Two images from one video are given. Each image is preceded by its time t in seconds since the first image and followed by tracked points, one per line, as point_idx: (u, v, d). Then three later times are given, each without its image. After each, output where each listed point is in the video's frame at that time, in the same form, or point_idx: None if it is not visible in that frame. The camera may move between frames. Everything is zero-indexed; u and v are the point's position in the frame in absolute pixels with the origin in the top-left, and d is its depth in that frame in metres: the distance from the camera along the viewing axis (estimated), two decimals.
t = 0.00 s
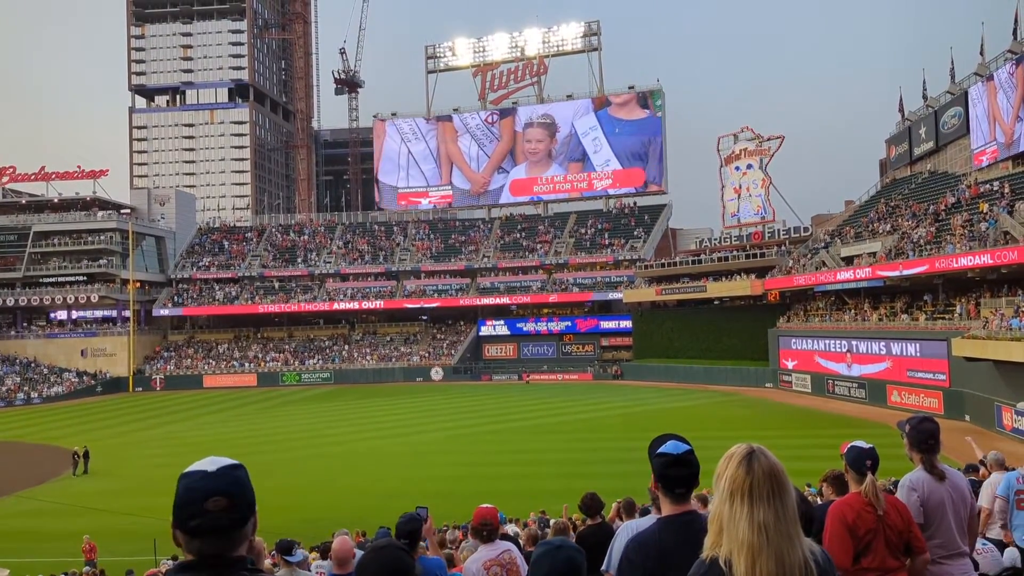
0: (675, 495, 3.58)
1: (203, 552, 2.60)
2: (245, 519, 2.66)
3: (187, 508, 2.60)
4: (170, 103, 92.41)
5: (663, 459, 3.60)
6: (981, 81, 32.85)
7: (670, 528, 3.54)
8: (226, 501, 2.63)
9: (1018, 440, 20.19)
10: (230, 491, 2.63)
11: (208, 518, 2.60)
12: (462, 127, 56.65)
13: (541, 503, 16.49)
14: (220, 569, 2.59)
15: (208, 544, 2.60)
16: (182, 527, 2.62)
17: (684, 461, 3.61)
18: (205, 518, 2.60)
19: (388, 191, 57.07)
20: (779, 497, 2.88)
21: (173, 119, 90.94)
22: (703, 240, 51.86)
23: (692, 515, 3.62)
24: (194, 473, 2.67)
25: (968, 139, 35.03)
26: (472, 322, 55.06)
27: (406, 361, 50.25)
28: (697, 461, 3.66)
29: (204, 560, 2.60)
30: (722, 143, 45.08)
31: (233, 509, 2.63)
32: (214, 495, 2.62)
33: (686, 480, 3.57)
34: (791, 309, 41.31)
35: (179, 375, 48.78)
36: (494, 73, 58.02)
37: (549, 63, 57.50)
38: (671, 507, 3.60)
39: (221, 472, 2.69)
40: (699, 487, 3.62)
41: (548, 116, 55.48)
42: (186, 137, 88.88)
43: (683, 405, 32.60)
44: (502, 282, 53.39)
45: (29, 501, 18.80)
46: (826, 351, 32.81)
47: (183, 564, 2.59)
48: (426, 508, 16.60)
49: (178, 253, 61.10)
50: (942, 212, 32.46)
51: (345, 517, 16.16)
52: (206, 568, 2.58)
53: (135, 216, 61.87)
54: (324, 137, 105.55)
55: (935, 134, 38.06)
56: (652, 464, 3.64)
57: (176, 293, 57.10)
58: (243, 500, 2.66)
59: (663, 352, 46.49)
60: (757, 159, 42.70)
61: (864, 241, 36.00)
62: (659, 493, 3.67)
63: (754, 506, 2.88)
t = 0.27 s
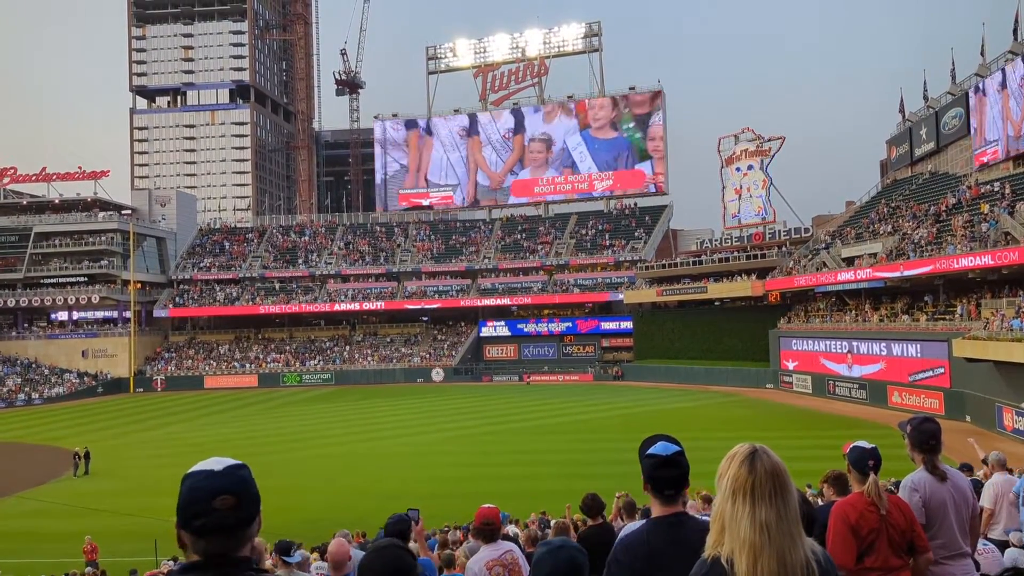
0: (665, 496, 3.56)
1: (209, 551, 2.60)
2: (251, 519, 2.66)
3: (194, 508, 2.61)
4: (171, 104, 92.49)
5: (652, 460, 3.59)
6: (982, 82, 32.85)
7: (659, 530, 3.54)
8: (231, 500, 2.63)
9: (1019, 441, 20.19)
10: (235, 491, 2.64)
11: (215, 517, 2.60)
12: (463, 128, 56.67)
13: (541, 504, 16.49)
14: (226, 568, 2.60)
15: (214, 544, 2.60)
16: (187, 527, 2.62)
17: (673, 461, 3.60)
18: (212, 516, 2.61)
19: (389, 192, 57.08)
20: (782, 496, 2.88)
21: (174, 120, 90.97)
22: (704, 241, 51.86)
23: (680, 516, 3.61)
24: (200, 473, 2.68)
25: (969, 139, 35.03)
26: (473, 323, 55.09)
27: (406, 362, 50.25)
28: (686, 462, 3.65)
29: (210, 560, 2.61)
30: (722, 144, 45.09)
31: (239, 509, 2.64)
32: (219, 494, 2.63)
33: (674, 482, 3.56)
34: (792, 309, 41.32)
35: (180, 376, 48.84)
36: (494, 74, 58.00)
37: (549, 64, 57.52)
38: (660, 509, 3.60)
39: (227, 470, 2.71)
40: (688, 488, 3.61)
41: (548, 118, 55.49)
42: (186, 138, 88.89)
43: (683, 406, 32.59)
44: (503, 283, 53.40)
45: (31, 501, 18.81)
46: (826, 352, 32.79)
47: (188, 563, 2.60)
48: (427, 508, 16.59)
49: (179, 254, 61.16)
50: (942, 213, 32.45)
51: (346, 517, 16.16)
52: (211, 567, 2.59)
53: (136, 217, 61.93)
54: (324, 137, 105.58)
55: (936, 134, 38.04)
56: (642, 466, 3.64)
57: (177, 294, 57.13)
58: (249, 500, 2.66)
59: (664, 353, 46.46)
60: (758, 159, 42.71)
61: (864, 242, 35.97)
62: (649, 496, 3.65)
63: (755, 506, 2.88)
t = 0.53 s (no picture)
0: (653, 497, 3.57)
1: (209, 550, 2.60)
2: (251, 518, 2.67)
3: (196, 503, 2.60)
4: (171, 104, 92.43)
5: (640, 460, 3.60)
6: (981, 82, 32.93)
7: (647, 530, 3.54)
8: (231, 498, 2.63)
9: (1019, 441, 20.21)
10: (238, 487, 2.65)
11: (218, 513, 2.61)
12: (462, 129, 56.68)
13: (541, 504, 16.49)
14: (226, 567, 2.60)
15: (215, 541, 2.60)
16: (188, 522, 2.62)
17: (661, 462, 3.60)
18: (214, 512, 2.61)
19: (388, 192, 57.12)
20: (783, 495, 2.88)
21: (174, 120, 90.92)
22: (704, 241, 51.87)
23: (669, 517, 3.61)
24: (204, 470, 2.68)
25: (969, 139, 35.08)
26: (473, 323, 55.12)
27: (406, 362, 50.28)
28: (674, 463, 3.66)
29: (210, 560, 2.61)
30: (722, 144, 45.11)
31: (241, 504, 2.64)
32: (218, 493, 2.63)
33: (663, 483, 3.56)
34: (792, 309, 41.38)
35: (180, 376, 48.87)
36: (494, 74, 57.99)
37: (548, 64, 57.50)
38: (649, 509, 3.60)
39: (228, 469, 2.71)
40: (677, 488, 3.61)
41: (547, 118, 55.49)
42: (186, 139, 88.84)
43: (683, 406, 32.58)
44: (502, 283, 53.40)
45: (31, 501, 18.80)
46: (826, 352, 32.81)
47: (190, 561, 2.60)
48: (428, 508, 16.59)
49: (179, 254, 61.14)
50: (942, 213, 32.46)
51: (347, 517, 16.16)
52: (212, 565, 2.59)
53: (135, 217, 61.92)
54: (324, 138, 105.60)
55: (936, 134, 38.06)
56: (630, 466, 3.64)
57: (176, 294, 57.11)
58: (249, 497, 2.67)
59: (663, 353, 46.48)
60: (757, 159, 42.74)
61: (864, 242, 36.01)
62: (639, 497, 3.65)
63: (756, 505, 2.88)
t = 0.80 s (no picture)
0: (641, 498, 3.57)
1: (206, 549, 2.61)
2: (248, 517, 2.66)
3: (192, 503, 2.60)
4: (170, 104, 92.37)
5: (628, 462, 3.60)
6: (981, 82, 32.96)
7: (637, 531, 3.54)
8: (228, 498, 2.62)
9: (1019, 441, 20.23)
10: (234, 486, 2.65)
11: (215, 513, 2.61)
12: (463, 129, 56.66)
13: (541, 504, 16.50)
14: (224, 565, 2.60)
15: (211, 540, 2.61)
16: (185, 522, 2.62)
17: (648, 463, 3.61)
18: (211, 512, 2.60)
19: (388, 192, 57.10)
20: (781, 495, 2.88)
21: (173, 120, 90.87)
22: (703, 241, 51.87)
23: (660, 518, 3.60)
24: (202, 469, 2.68)
25: (968, 139, 35.09)
26: (472, 323, 55.12)
27: (406, 362, 50.29)
28: (663, 464, 3.66)
29: (206, 560, 2.61)
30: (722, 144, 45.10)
31: (238, 504, 2.64)
32: (214, 493, 2.62)
33: (651, 484, 3.56)
34: (792, 309, 41.41)
35: (180, 376, 48.85)
36: (494, 74, 58.01)
37: (548, 64, 57.48)
38: (638, 510, 3.60)
39: (226, 469, 2.71)
40: (666, 490, 3.61)
41: (547, 118, 55.49)
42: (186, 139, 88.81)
43: (683, 406, 32.57)
44: (502, 283, 53.40)
45: (30, 501, 18.79)
46: (826, 352, 32.82)
47: (188, 560, 2.60)
48: (428, 509, 16.59)
49: (179, 254, 61.12)
50: (942, 213, 32.46)
51: (348, 517, 16.17)
52: (210, 564, 2.60)
53: (135, 217, 61.86)
54: (323, 138, 105.60)
55: (935, 134, 38.07)
56: (617, 468, 3.64)
57: (176, 294, 57.09)
58: (246, 496, 2.66)
59: (663, 353, 46.48)
60: (757, 159, 42.73)
61: (864, 242, 36.03)
62: (629, 497, 3.66)
63: (756, 505, 2.88)
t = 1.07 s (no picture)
0: (637, 500, 3.57)
1: (203, 549, 2.60)
2: (245, 517, 2.66)
3: (187, 503, 2.60)
4: (171, 104, 92.36)
5: (623, 463, 3.60)
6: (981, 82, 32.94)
7: (632, 532, 3.54)
8: (222, 498, 2.62)
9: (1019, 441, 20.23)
10: (229, 487, 2.64)
11: (210, 514, 2.60)
12: (463, 129, 56.62)
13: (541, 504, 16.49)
14: (221, 565, 2.60)
15: (207, 540, 2.60)
16: (181, 522, 2.62)
17: (644, 465, 3.61)
18: (207, 512, 2.60)
19: (387, 192, 57.10)
20: (784, 495, 2.88)
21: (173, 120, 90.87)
22: (704, 241, 51.85)
23: (655, 519, 3.61)
24: (198, 469, 2.69)
25: (969, 139, 35.07)
26: (472, 323, 55.12)
27: (406, 362, 50.30)
28: (658, 465, 3.66)
29: (204, 559, 2.61)
30: (722, 144, 45.07)
31: (234, 505, 2.63)
32: (209, 493, 2.62)
33: (646, 485, 3.56)
34: (792, 309, 41.42)
35: (180, 376, 48.84)
36: (494, 74, 58.03)
37: (548, 64, 57.46)
38: (634, 511, 3.60)
39: (223, 469, 2.71)
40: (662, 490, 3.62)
41: (547, 118, 55.47)
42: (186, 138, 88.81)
43: (684, 406, 32.55)
44: (502, 283, 53.40)
45: (31, 501, 18.79)
46: (826, 352, 32.81)
47: (184, 560, 2.61)
48: (429, 508, 16.59)
49: (179, 254, 61.08)
50: (942, 213, 32.44)
51: (349, 517, 16.17)
52: (206, 564, 2.60)
53: (135, 217, 61.84)
54: (324, 138, 105.61)
55: (936, 134, 38.05)
56: (613, 469, 3.64)
57: (176, 294, 57.09)
58: (241, 497, 2.66)
59: (663, 353, 46.48)
60: (757, 159, 42.68)
61: (864, 242, 36.04)
62: (624, 498, 3.66)
63: (757, 505, 2.88)
